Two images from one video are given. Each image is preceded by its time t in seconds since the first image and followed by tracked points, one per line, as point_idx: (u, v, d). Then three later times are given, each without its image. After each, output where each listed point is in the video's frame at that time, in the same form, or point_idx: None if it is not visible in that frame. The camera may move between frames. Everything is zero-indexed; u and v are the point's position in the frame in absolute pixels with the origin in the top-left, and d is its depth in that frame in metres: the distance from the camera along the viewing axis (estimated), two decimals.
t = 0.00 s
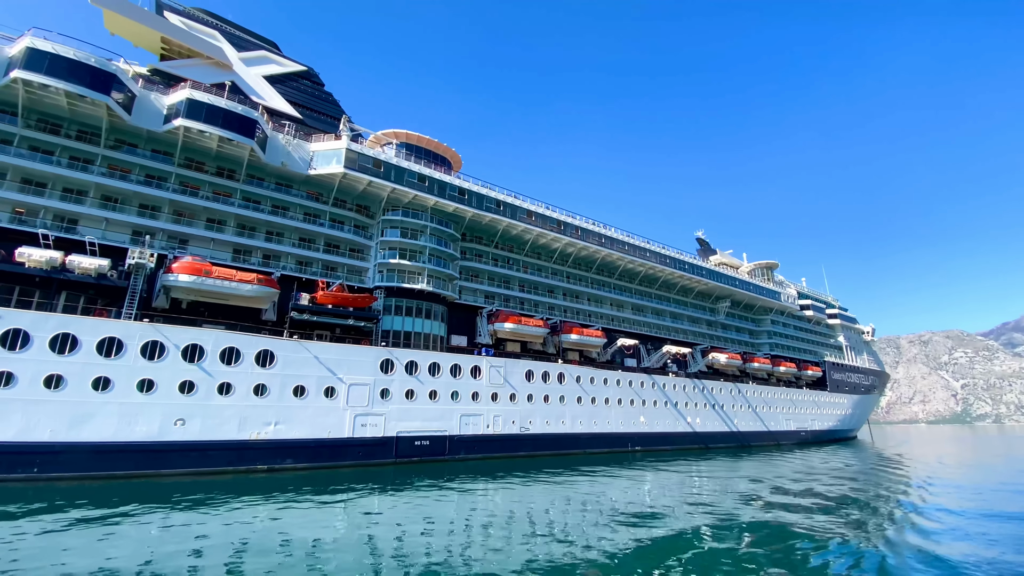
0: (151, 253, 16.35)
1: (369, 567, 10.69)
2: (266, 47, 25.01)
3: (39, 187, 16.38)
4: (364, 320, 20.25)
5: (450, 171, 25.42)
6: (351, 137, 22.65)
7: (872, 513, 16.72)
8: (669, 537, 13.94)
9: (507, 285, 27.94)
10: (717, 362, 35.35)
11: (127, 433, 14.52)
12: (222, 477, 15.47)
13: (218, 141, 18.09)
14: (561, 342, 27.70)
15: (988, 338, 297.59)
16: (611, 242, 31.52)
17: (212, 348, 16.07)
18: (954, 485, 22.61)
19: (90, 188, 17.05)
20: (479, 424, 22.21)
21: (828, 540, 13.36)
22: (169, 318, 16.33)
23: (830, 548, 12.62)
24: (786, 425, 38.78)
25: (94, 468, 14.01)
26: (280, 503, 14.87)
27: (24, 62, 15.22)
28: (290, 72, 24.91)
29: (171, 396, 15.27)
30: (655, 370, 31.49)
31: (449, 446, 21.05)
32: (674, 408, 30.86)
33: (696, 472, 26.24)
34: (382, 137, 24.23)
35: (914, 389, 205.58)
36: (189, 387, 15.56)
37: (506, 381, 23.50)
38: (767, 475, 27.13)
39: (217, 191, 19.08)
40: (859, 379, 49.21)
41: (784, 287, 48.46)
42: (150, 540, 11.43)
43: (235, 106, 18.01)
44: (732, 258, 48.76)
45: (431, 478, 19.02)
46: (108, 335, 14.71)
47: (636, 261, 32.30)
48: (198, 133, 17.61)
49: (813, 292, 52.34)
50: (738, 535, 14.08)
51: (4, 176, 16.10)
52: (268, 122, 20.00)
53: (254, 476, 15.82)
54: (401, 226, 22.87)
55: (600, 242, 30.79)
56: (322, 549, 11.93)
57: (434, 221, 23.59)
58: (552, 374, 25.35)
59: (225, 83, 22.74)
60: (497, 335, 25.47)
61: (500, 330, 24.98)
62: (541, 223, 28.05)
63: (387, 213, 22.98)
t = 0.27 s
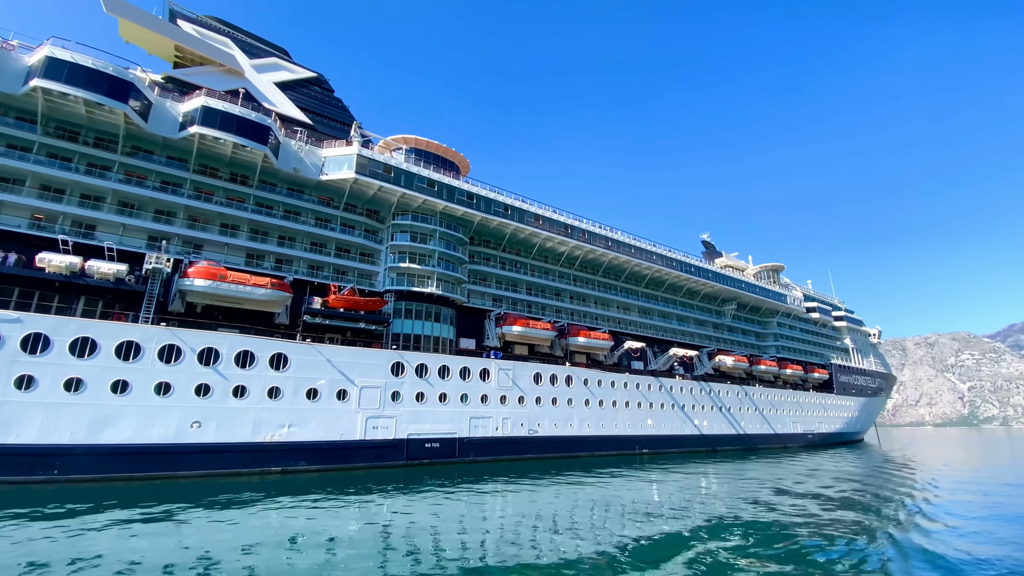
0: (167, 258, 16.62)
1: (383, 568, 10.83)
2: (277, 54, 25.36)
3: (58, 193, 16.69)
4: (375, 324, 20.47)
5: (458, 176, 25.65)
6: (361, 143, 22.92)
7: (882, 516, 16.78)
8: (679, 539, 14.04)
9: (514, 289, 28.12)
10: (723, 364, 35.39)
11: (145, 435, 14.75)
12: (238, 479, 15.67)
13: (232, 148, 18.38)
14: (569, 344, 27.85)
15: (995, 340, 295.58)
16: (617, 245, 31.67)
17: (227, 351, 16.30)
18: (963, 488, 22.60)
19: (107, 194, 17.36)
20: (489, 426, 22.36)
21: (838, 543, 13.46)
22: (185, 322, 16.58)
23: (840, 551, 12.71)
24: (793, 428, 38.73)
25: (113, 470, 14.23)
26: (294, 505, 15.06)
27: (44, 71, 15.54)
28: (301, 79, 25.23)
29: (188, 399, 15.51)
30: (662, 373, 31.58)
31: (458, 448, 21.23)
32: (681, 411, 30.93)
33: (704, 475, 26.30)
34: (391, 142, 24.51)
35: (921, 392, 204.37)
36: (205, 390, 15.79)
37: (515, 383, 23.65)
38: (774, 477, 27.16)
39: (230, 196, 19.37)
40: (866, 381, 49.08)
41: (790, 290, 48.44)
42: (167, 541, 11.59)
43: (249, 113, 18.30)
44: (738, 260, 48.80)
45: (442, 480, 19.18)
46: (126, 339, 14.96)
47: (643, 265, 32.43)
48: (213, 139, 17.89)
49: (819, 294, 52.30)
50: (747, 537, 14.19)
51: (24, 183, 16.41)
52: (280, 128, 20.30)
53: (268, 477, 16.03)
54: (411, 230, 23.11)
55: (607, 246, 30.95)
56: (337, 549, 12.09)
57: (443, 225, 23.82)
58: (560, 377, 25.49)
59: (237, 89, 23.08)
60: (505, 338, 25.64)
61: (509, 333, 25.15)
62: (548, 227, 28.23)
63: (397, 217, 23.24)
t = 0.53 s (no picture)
0: (184, 263, 16.90)
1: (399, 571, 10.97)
2: (288, 61, 25.70)
3: (77, 200, 16.99)
4: (386, 327, 20.72)
5: (467, 181, 25.91)
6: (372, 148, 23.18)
7: (891, 520, 16.82)
8: (689, 542, 14.11)
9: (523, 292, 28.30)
10: (730, 367, 35.44)
11: (162, 437, 14.98)
12: (253, 481, 15.89)
13: (246, 154, 18.67)
14: (576, 347, 28.01)
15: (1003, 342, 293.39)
16: (624, 248, 31.83)
17: (242, 355, 16.55)
18: (972, 491, 22.58)
19: (124, 201, 17.66)
20: (498, 429, 22.53)
21: (848, 546, 13.55)
22: (201, 326, 16.85)
23: (850, 554, 12.79)
24: (800, 431, 38.68)
25: (132, 472, 14.46)
26: (308, 507, 15.25)
27: (64, 81, 15.84)
28: (311, 85, 25.56)
29: (204, 402, 15.74)
30: (669, 376, 31.67)
31: (469, 450, 21.41)
32: (689, 413, 31.00)
33: (712, 477, 26.37)
34: (401, 147, 24.80)
35: (928, 394, 203.10)
36: (221, 393, 16.03)
37: (523, 386, 23.79)
38: (782, 480, 27.19)
39: (244, 202, 19.65)
40: (874, 384, 48.96)
41: (797, 292, 48.42)
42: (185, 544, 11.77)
43: (263, 120, 18.60)
44: (744, 263, 48.85)
45: (452, 482, 19.34)
46: (144, 343, 15.21)
47: (650, 268, 32.56)
48: (228, 146, 18.19)
49: (825, 297, 52.25)
50: (757, 540, 14.28)
51: (43, 190, 16.71)
52: (293, 135, 20.59)
53: (282, 480, 16.23)
54: (420, 234, 23.37)
55: (614, 249, 31.11)
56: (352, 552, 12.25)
57: (452, 229, 24.09)
58: (568, 380, 25.63)
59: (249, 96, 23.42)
60: (514, 341, 25.83)
61: (517, 336, 25.34)
62: (556, 231, 28.42)
63: (406, 222, 23.51)
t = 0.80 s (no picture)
0: (198, 267, 17.15)
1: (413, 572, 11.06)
2: (297, 67, 25.97)
3: (92, 206, 17.24)
4: (396, 330, 20.92)
5: (475, 184, 26.12)
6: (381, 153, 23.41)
7: (900, 522, 16.84)
8: (699, 544, 14.15)
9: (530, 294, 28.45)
10: (737, 369, 35.45)
11: (178, 440, 15.19)
12: (267, 483, 16.09)
13: (259, 160, 18.92)
14: (583, 350, 28.13)
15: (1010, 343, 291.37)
16: (631, 251, 31.94)
17: (256, 358, 16.78)
18: (980, 493, 22.55)
19: (139, 206, 17.91)
20: (507, 431, 22.66)
21: (858, 548, 13.59)
22: (215, 330, 17.09)
23: (860, 556, 12.85)
24: (807, 433, 38.62)
25: (148, 474, 14.66)
26: (320, 509, 15.41)
27: (81, 88, 16.11)
28: (320, 90, 25.82)
29: (219, 404, 15.96)
30: (676, 378, 31.73)
31: (478, 452, 21.55)
32: (696, 416, 31.04)
33: (719, 480, 26.40)
34: (409, 151, 25.04)
35: (935, 395, 201.91)
36: (235, 396, 16.25)
37: (531, 389, 23.92)
38: (790, 482, 27.20)
39: (256, 207, 19.90)
40: (880, 386, 48.82)
41: (803, 294, 48.38)
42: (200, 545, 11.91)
43: (275, 126, 18.84)
44: (750, 265, 48.85)
45: (462, 484, 19.50)
46: (160, 347, 15.44)
47: (656, 270, 32.65)
48: (240, 152, 18.45)
49: (832, 298, 52.17)
50: (767, 542, 14.34)
51: (60, 196, 16.98)
52: (304, 140, 20.84)
53: (296, 481, 16.42)
54: (429, 238, 23.58)
55: (621, 251, 31.22)
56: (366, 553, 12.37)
57: (460, 232, 24.28)
58: (576, 382, 25.75)
59: (260, 102, 23.70)
60: (521, 343, 25.98)
61: (525, 338, 25.50)
62: (563, 234, 28.57)
63: (415, 225, 23.73)
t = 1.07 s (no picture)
0: (214, 272, 17.42)
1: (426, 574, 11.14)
2: (307, 72, 26.27)
3: (111, 212, 17.55)
4: (407, 333, 21.13)
5: (483, 188, 26.36)
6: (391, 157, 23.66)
7: (911, 524, 16.84)
8: (709, 545, 14.31)
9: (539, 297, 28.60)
10: (745, 371, 35.46)
11: (196, 442, 15.43)
12: (283, 484, 16.32)
13: (273, 165, 19.21)
14: (592, 352, 28.25)
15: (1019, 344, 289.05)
16: (638, 253, 32.04)
17: (271, 361, 17.04)
18: (991, 495, 22.50)
19: (156, 212, 18.21)
20: (517, 433, 22.81)
21: (869, 551, 13.64)
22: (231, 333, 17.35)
23: (870, 558, 12.94)
24: (815, 435, 38.57)
25: (167, 476, 14.91)
26: (335, 510, 15.63)
27: (101, 96, 16.43)
28: (331, 96, 26.10)
29: (236, 407, 16.22)
30: (683, 380, 31.80)
31: (488, 454, 21.71)
32: (704, 418, 31.09)
33: (728, 482, 26.46)
34: (419, 156, 25.29)
35: (943, 397, 200.49)
36: (251, 398, 16.50)
37: (540, 391, 24.07)
38: (799, 484, 27.21)
39: (270, 211, 20.18)
40: (888, 387, 48.65)
41: (810, 296, 48.34)
42: (218, 547, 12.05)
43: (288, 132, 19.12)
44: (756, 266, 48.84)
45: (474, 485, 19.69)
46: (178, 350, 15.69)
47: (664, 272, 32.75)
48: (255, 158, 18.74)
49: (839, 300, 52.09)
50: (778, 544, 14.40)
51: (79, 202, 17.29)
52: (317, 146, 21.13)
53: (312, 483, 16.64)
54: (439, 241, 23.80)
55: (628, 254, 31.34)
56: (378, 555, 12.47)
57: (470, 236, 24.51)
58: (585, 384, 25.87)
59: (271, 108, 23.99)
60: (530, 346, 26.13)
61: (534, 341, 25.64)
62: (571, 237, 28.73)
63: (425, 229, 23.97)
